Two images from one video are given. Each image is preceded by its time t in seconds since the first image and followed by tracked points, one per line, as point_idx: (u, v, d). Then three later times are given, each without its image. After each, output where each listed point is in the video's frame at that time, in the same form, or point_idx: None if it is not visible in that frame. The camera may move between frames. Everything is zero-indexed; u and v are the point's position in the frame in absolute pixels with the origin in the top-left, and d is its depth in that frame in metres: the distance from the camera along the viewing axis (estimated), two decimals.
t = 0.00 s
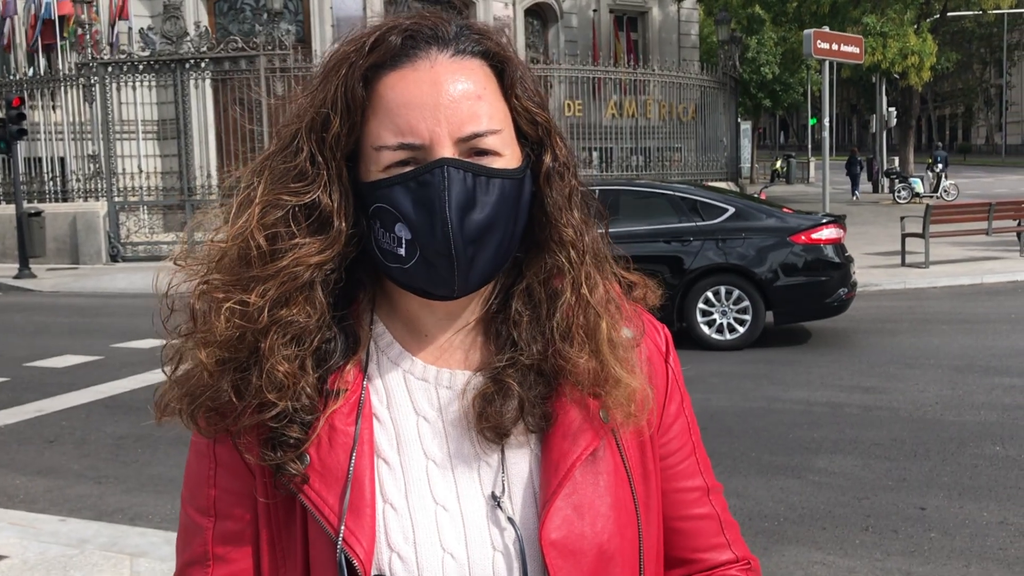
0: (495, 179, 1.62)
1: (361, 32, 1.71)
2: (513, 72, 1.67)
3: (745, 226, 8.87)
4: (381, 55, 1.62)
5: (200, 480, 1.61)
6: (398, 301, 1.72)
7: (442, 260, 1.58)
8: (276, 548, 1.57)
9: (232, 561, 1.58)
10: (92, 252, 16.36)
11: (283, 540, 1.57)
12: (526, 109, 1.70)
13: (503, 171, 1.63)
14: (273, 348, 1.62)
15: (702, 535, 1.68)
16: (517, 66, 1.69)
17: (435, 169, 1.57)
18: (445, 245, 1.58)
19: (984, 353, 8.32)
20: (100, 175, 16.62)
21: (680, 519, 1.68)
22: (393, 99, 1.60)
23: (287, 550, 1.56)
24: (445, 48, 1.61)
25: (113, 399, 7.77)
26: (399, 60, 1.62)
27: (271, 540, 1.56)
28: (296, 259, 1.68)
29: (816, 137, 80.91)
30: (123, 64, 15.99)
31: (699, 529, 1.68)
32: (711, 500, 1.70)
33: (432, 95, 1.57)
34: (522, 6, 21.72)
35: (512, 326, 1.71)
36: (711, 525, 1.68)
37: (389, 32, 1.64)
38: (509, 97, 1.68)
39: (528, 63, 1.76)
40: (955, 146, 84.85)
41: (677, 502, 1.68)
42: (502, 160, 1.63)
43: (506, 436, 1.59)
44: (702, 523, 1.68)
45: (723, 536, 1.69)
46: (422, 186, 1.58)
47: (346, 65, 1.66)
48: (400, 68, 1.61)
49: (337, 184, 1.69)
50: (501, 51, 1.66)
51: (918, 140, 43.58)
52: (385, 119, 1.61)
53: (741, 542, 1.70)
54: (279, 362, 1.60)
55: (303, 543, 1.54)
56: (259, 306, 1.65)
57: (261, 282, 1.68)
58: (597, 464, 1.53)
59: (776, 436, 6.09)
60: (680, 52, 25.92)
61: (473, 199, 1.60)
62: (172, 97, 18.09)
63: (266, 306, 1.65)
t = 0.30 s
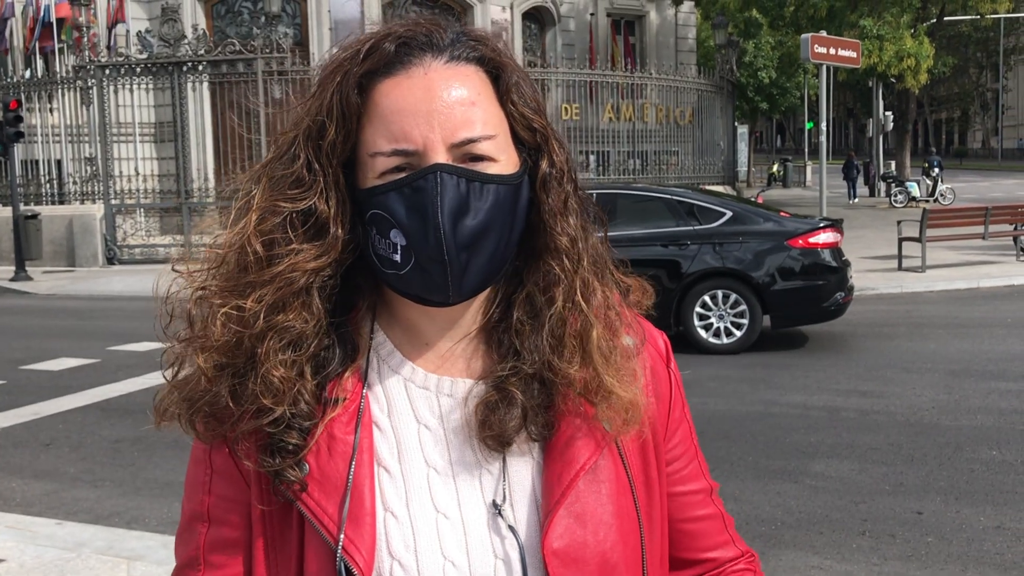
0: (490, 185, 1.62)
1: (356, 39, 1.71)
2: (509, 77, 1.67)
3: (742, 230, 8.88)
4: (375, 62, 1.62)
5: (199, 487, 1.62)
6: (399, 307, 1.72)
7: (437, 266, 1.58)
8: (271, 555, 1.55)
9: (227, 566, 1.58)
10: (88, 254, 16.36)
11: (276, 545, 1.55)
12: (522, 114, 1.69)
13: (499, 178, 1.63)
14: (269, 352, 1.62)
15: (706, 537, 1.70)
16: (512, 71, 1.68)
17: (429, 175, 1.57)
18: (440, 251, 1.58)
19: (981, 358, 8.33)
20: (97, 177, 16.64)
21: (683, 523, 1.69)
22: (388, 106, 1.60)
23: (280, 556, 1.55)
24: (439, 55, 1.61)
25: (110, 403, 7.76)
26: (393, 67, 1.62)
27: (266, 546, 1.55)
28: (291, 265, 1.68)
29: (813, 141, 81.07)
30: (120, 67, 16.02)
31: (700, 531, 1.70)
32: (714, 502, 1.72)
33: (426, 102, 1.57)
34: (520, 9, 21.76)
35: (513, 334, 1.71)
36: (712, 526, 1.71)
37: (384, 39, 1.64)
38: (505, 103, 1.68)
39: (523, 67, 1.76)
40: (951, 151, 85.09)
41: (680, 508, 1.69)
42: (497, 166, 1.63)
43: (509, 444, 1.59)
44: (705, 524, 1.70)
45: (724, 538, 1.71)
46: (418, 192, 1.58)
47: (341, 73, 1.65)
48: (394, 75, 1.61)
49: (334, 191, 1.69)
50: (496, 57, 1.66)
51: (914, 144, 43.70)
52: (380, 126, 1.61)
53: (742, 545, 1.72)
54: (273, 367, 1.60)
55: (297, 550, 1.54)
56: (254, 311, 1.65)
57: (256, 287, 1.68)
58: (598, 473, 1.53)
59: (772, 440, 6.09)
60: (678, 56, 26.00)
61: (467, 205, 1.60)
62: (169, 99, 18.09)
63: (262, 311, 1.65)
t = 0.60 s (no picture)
0: (510, 199, 1.62)
1: (377, 48, 1.71)
2: (532, 88, 1.68)
3: (743, 235, 8.89)
4: (399, 72, 1.63)
5: (206, 495, 1.62)
6: (413, 317, 1.73)
7: (456, 279, 1.59)
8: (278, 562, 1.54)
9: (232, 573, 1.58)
10: (89, 255, 16.35)
11: (282, 554, 1.54)
12: (544, 125, 1.71)
13: (520, 191, 1.63)
14: (278, 363, 1.61)
15: (715, 543, 1.71)
16: (535, 83, 1.69)
17: (450, 189, 1.57)
18: (460, 264, 1.59)
19: (982, 363, 8.34)
20: (99, 179, 16.67)
21: (696, 529, 1.70)
22: (410, 117, 1.61)
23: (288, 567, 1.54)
24: (464, 66, 1.62)
25: (111, 404, 7.76)
26: (416, 77, 1.62)
27: (271, 557, 1.54)
28: (302, 274, 1.68)
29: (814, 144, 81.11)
30: (123, 69, 16.10)
31: (709, 539, 1.71)
32: (723, 509, 1.73)
33: (449, 114, 1.58)
34: (523, 13, 21.80)
35: (535, 346, 1.73)
36: (721, 533, 1.72)
37: (407, 49, 1.65)
38: (527, 114, 1.69)
39: (544, 75, 1.77)
40: (951, 156, 85.22)
41: (693, 515, 1.70)
42: (518, 179, 1.64)
43: (526, 456, 1.60)
44: (714, 532, 1.71)
45: (732, 550, 1.72)
46: (438, 206, 1.58)
47: (363, 81, 1.66)
48: (417, 85, 1.62)
49: (350, 199, 1.70)
50: (520, 68, 1.67)
51: (915, 149, 43.73)
52: (401, 136, 1.62)
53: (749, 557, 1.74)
54: (281, 378, 1.59)
55: (305, 561, 1.53)
56: (262, 320, 1.65)
57: (266, 295, 1.68)
58: (616, 487, 1.54)
59: (774, 445, 6.10)
60: (679, 60, 26.02)
61: (489, 218, 1.61)
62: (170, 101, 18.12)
63: (271, 319, 1.65)
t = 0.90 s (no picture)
0: (513, 203, 1.63)
1: (376, 62, 1.72)
2: (529, 96, 1.69)
3: (749, 238, 8.88)
4: (397, 85, 1.63)
5: (222, 511, 1.62)
6: (420, 327, 1.73)
7: (463, 285, 1.59)
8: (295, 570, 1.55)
9: None
10: (96, 255, 16.41)
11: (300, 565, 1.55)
12: (542, 131, 1.72)
13: (521, 196, 1.64)
14: (294, 381, 1.61)
15: (722, 553, 1.71)
16: (531, 90, 1.70)
17: (454, 196, 1.58)
18: (467, 269, 1.60)
19: (988, 368, 8.32)
20: (105, 179, 16.68)
21: (702, 540, 1.70)
22: (412, 127, 1.61)
23: None
24: (461, 75, 1.63)
25: (117, 405, 7.77)
26: (415, 88, 1.63)
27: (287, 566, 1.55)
28: (319, 289, 1.68)
29: (819, 148, 81.01)
30: (129, 69, 16.12)
31: (716, 547, 1.71)
32: (729, 518, 1.73)
33: (450, 123, 1.58)
34: (529, 15, 21.81)
35: (540, 351, 1.73)
36: (728, 544, 1.71)
37: (404, 60, 1.65)
38: (526, 121, 1.70)
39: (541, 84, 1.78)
40: (957, 160, 85.12)
41: (699, 524, 1.70)
42: (520, 183, 1.65)
43: (534, 460, 1.59)
44: (721, 540, 1.71)
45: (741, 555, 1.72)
46: (443, 213, 1.59)
47: (364, 96, 1.67)
48: (417, 95, 1.62)
49: (358, 212, 1.69)
50: (515, 75, 1.68)
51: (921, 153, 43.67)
52: (405, 147, 1.62)
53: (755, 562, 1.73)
54: (300, 393, 1.59)
55: (320, 568, 1.53)
56: (285, 338, 1.65)
57: (286, 313, 1.68)
58: (625, 491, 1.53)
59: (779, 449, 6.09)
60: (685, 63, 26.01)
61: (492, 222, 1.61)
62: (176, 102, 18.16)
63: (291, 337, 1.65)
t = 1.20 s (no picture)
0: (519, 199, 1.61)
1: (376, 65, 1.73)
2: (528, 89, 1.68)
3: (759, 239, 8.85)
4: (393, 89, 1.64)
5: (249, 509, 1.63)
6: (438, 326, 1.73)
7: (473, 285, 1.59)
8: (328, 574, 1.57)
9: None
10: (104, 254, 16.48)
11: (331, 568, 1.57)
12: (545, 123, 1.72)
13: (529, 191, 1.62)
14: (283, 373, 1.67)
15: (739, 563, 1.67)
16: (531, 83, 1.69)
17: (460, 198, 1.57)
18: (476, 271, 1.58)
19: (997, 370, 8.30)
20: (114, 178, 16.72)
21: (718, 547, 1.67)
22: (411, 130, 1.61)
23: None
24: (458, 75, 1.62)
25: (126, 403, 7.79)
26: (413, 90, 1.63)
27: (319, 566, 1.57)
28: (283, 283, 1.75)
29: (828, 148, 80.85)
30: (138, 68, 16.16)
31: (735, 556, 1.67)
32: (749, 527, 1.70)
33: (449, 123, 1.58)
34: (538, 15, 21.83)
35: (554, 343, 1.72)
36: (744, 556, 1.67)
37: (402, 65, 1.65)
38: (528, 113, 1.69)
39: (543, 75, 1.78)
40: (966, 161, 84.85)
41: (716, 529, 1.67)
42: (526, 179, 1.63)
43: (551, 455, 1.59)
44: (739, 550, 1.68)
45: (760, 563, 1.69)
46: (450, 216, 1.58)
47: (358, 103, 1.69)
48: (416, 99, 1.62)
49: (341, 214, 1.76)
50: (514, 69, 1.68)
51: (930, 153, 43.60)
52: (407, 151, 1.62)
53: (776, 567, 1.70)
54: (262, 385, 1.65)
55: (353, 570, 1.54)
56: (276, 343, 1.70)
57: (253, 305, 1.77)
58: (642, 489, 1.52)
59: (788, 451, 6.07)
60: (694, 63, 26.01)
61: (500, 223, 1.60)
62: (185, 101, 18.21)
63: (253, 328, 1.74)
